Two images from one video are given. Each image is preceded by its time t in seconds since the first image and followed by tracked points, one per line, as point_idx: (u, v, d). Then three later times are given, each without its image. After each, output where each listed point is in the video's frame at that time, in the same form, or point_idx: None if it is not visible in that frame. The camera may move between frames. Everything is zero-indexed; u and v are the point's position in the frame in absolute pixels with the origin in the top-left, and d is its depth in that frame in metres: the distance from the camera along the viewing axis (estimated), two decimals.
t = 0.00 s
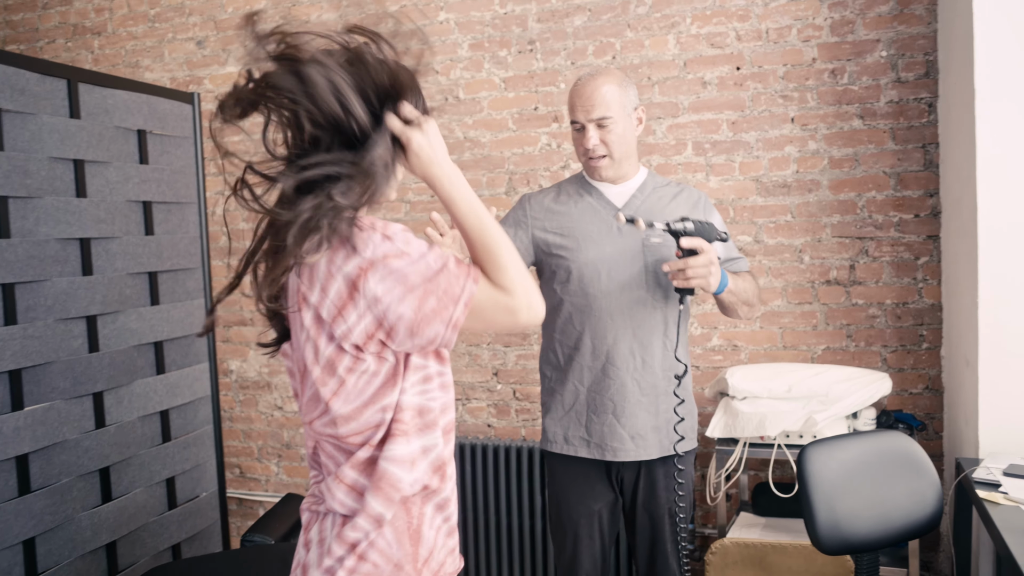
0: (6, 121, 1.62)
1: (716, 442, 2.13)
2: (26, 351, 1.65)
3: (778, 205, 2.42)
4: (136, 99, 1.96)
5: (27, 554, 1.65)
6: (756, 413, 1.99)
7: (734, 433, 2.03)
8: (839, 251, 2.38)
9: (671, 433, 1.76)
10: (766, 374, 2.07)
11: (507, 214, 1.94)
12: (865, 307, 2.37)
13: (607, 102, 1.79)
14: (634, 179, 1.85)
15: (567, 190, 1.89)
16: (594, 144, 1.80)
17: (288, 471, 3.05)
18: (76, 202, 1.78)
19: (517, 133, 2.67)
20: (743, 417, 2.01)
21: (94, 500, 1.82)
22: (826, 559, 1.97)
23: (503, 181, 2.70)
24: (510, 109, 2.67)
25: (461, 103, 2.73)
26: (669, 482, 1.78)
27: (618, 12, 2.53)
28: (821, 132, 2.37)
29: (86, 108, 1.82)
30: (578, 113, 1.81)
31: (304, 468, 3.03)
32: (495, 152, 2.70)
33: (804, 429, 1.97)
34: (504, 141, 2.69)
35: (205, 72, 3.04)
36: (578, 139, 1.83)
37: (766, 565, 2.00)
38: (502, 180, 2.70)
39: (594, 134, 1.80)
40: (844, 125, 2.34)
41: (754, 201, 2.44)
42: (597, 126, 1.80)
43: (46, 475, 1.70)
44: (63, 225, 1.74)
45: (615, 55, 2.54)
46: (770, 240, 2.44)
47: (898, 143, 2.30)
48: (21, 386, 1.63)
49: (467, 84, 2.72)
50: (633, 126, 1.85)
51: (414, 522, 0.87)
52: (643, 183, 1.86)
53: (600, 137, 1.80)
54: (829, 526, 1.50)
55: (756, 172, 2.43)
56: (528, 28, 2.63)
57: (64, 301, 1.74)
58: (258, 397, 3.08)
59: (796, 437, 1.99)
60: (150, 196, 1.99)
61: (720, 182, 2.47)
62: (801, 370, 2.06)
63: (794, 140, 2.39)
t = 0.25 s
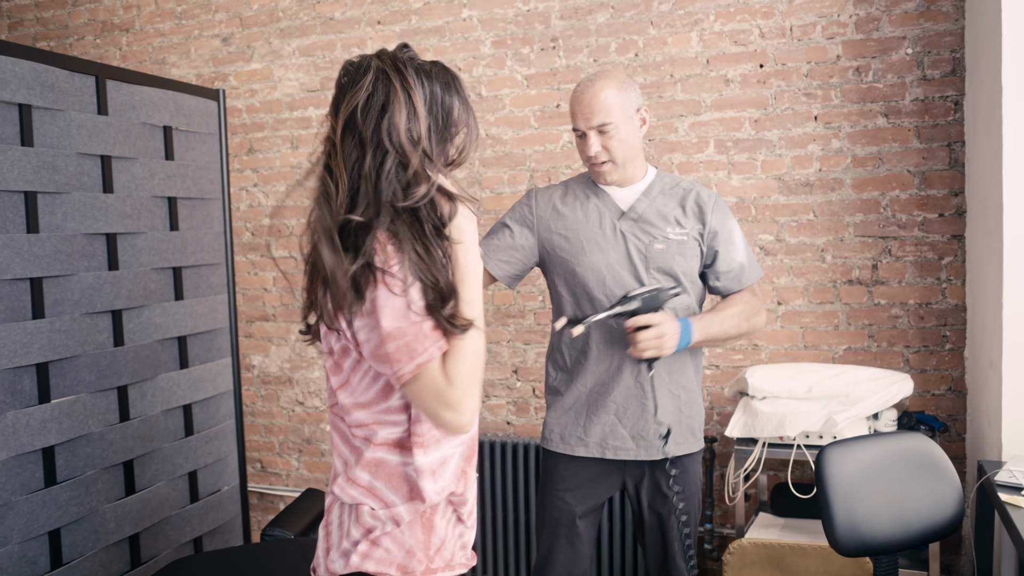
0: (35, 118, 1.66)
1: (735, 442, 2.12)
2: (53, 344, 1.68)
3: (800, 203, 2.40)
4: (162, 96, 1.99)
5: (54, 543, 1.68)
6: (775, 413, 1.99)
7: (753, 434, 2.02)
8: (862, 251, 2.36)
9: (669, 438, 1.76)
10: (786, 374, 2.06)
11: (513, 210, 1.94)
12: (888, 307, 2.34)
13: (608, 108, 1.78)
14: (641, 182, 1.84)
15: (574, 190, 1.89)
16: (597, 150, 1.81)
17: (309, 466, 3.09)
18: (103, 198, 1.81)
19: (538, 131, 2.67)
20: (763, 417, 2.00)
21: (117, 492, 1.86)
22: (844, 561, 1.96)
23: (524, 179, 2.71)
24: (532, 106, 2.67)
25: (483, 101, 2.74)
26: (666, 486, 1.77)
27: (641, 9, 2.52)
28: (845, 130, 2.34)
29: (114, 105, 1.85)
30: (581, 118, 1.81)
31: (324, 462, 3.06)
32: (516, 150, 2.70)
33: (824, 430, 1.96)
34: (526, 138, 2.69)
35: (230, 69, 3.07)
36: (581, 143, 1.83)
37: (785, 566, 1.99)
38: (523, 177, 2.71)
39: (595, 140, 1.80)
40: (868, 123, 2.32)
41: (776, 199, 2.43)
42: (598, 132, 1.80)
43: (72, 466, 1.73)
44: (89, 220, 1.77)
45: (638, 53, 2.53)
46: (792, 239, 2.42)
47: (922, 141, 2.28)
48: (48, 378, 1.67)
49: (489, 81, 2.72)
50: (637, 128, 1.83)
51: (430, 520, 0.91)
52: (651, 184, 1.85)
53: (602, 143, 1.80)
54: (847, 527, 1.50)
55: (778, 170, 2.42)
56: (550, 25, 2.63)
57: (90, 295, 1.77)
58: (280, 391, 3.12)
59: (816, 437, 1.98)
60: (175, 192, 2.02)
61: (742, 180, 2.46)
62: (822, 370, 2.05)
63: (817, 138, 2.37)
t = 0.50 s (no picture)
0: (52, 113, 1.68)
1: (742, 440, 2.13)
2: (67, 336, 1.71)
3: (811, 202, 2.40)
4: (176, 91, 2.01)
5: (66, 531, 1.71)
6: (782, 412, 1.99)
7: (761, 432, 2.02)
8: (873, 250, 2.35)
9: (612, 455, 1.63)
10: (794, 373, 2.06)
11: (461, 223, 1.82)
12: (898, 306, 2.33)
13: (552, 116, 1.59)
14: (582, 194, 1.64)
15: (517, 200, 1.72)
16: (540, 159, 1.61)
17: (318, 459, 3.11)
18: (117, 192, 1.84)
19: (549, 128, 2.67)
20: (770, 415, 2.00)
21: (129, 483, 1.88)
22: (850, 560, 1.96)
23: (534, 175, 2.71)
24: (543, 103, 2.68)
25: (495, 97, 2.74)
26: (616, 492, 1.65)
27: (653, 7, 2.52)
28: (857, 129, 2.33)
29: (128, 100, 1.87)
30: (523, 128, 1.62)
31: (335, 455, 3.09)
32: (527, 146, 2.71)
33: (831, 429, 1.96)
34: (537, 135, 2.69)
35: (244, 64, 3.10)
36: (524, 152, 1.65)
37: (790, 564, 1.99)
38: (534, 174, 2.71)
39: (538, 150, 1.61)
40: (880, 122, 2.31)
41: (787, 198, 2.42)
42: (542, 142, 1.61)
43: (85, 456, 1.76)
44: (104, 214, 1.80)
45: (650, 50, 2.53)
46: (802, 238, 2.42)
47: (935, 140, 2.26)
48: (62, 369, 1.69)
49: (501, 78, 2.73)
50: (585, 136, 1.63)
51: (415, 523, 0.90)
52: (590, 198, 1.64)
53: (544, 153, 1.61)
54: (850, 526, 1.50)
55: (789, 168, 2.41)
56: (562, 22, 2.63)
57: (104, 288, 1.80)
58: (291, 385, 3.14)
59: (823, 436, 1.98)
60: (189, 186, 2.04)
61: (752, 178, 2.45)
62: (830, 369, 2.05)
63: (828, 136, 2.36)
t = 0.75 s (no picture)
0: (52, 115, 1.69)
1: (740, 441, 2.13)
2: (67, 337, 1.72)
3: (809, 203, 2.40)
4: (177, 93, 2.02)
5: (66, 531, 1.72)
6: (780, 413, 2.00)
7: (758, 433, 2.03)
8: (871, 251, 2.35)
9: (560, 449, 1.57)
10: (792, 374, 2.07)
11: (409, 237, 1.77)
12: (896, 308, 2.34)
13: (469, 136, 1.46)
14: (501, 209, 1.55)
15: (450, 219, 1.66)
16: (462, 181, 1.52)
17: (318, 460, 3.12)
18: (118, 193, 1.85)
19: (548, 129, 2.68)
20: (768, 416, 2.01)
21: (129, 484, 1.89)
22: (848, 560, 1.96)
23: (534, 177, 2.71)
24: (542, 104, 2.68)
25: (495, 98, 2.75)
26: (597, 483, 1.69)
27: (652, 9, 2.52)
28: (854, 130, 2.34)
29: (129, 102, 1.88)
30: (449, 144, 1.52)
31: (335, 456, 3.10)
32: (526, 148, 2.71)
33: (829, 430, 1.96)
34: (536, 137, 2.69)
35: (245, 66, 3.11)
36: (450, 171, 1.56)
37: (788, 565, 1.99)
38: (533, 175, 2.71)
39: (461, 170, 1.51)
40: (878, 123, 2.31)
41: (785, 199, 2.43)
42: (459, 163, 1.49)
43: (85, 456, 1.77)
44: (104, 215, 1.80)
45: (648, 52, 2.54)
46: (800, 239, 2.42)
47: (932, 141, 2.27)
48: (62, 370, 1.70)
49: (500, 80, 2.73)
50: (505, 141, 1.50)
51: (400, 516, 0.91)
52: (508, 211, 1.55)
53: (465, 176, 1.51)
54: (846, 527, 1.50)
55: (788, 170, 2.42)
56: (561, 24, 2.63)
57: (104, 289, 1.81)
58: (291, 386, 3.15)
59: (821, 437, 1.99)
60: (189, 188, 2.05)
61: (750, 180, 2.46)
62: (828, 371, 2.05)
63: (826, 138, 2.37)
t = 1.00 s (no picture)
0: (56, 116, 1.70)
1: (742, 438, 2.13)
2: (72, 336, 1.73)
3: (811, 200, 2.40)
4: (180, 93, 2.03)
5: (73, 530, 1.74)
6: (782, 409, 2.00)
7: (761, 429, 2.03)
8: (873, 247, 2.35)
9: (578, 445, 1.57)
10: (794, 370, 2.07)
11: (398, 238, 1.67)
12: (899, 303, 2.34)
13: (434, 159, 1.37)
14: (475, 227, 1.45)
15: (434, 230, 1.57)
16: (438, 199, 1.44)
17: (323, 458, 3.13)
18: (122, 194, 1.86)
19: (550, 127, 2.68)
20: (770, 413, 2.01)
21: (135, 482, 1.90)
22: (851, 556, 1.96)
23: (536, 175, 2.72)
24: (544, 102, 2.68)
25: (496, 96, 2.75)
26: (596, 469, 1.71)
27: (653, 6, 2.53)
28: (856, 126, 2.34)
29: (132, 103, 1.89)
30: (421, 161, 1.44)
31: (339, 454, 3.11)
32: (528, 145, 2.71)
33: (831, 426, 1.96)
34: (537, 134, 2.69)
35: (248, 66, 3.12)
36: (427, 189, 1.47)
37: (791, 560, 2.00)
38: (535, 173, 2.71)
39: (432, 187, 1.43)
40: (879, 119, 2.31)
41: (787, 195, 2.43)
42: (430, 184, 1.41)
43: (91, 456, 1.78)
44: (108, 216, 1.81)
45: (650, 49, 2.54)
46: (802, 235, 2.42)
47: (934, 137, 2.27)
48: (68, 370, 1.71)
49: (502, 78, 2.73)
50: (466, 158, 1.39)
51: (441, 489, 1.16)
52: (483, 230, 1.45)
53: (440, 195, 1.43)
54: (847, 522, 1.51)
55: (789, 166, 2.42)
56: (562, 23, 2.64)
57: (109, 289, 1.82)
58: (295, 384, 3.17)
59: (823, 433, 1.99)
60: (193, 188, 2.06)
61: (752, 176, 2.46)
62: (830, 367, 2.05)
63: (828, 134, 2.37)
